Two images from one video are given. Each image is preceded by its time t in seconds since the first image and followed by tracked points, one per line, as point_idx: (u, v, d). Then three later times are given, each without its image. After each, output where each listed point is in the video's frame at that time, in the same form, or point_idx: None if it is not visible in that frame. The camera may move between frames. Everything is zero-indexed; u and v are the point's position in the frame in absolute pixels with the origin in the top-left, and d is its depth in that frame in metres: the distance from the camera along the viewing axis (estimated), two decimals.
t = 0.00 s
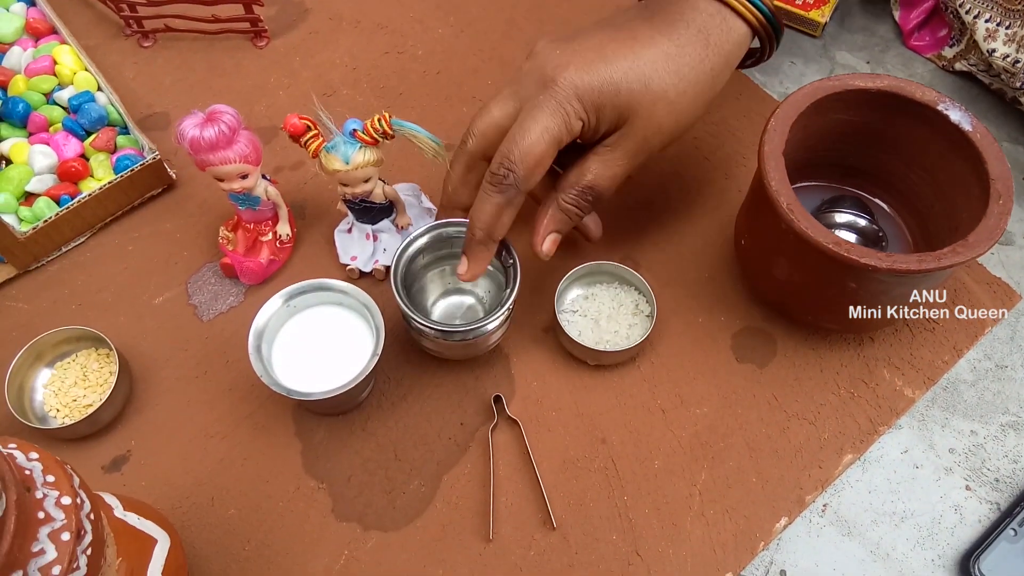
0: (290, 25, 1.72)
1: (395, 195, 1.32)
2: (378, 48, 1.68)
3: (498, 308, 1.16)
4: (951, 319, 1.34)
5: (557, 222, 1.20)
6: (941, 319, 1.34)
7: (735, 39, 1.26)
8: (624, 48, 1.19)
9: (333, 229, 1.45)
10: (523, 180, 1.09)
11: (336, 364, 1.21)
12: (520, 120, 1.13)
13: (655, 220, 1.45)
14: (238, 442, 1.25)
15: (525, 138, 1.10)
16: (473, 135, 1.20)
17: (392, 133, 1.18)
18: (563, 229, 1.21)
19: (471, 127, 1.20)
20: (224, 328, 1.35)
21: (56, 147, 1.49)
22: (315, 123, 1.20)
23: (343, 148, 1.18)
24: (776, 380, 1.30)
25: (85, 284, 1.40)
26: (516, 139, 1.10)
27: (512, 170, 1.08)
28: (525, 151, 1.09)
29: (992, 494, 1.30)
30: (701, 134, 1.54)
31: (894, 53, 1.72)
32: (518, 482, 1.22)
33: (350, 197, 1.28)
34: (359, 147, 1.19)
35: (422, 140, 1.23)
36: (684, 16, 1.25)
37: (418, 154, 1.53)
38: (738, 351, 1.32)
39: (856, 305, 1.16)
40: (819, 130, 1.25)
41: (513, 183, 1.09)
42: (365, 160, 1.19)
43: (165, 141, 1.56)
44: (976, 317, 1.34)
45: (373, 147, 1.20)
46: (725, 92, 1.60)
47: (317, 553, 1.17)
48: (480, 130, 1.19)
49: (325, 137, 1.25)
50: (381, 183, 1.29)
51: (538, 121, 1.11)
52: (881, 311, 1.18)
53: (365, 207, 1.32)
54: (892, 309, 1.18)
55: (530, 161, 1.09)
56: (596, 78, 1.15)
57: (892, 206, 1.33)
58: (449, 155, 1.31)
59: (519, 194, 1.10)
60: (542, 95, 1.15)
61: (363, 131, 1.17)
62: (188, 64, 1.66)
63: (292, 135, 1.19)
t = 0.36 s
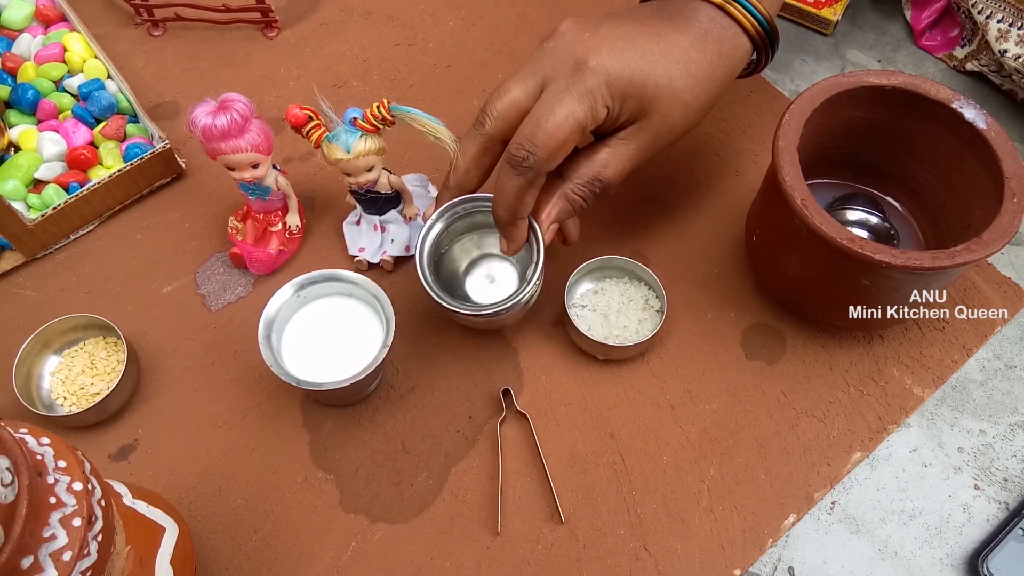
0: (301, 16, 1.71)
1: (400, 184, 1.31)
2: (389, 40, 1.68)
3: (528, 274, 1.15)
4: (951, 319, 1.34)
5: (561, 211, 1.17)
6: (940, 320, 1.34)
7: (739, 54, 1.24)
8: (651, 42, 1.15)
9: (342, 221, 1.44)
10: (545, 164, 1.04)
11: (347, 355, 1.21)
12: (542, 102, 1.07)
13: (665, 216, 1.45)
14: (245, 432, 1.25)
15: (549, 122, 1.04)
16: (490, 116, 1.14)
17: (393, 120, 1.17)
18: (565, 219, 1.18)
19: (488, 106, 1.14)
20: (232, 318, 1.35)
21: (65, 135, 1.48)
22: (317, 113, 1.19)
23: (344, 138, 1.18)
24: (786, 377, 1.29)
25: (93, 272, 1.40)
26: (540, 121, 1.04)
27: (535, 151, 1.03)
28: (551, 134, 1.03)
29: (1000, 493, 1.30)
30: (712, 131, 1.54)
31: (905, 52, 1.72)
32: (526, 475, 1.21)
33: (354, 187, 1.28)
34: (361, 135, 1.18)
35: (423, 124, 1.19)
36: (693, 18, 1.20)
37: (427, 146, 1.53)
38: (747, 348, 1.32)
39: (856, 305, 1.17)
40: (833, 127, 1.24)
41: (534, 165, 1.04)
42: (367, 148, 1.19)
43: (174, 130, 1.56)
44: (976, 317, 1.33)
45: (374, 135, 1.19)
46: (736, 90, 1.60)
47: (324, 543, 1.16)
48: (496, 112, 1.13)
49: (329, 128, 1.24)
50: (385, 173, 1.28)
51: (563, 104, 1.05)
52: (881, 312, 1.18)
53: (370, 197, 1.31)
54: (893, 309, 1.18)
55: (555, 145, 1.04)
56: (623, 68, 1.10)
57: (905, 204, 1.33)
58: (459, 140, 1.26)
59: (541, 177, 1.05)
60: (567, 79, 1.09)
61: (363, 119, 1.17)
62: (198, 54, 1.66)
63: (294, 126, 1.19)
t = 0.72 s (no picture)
0: (301, 25, 1.72)
1: (407, 196, 1.33)
2: (388, 48, 1.68)
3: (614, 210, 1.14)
4: (951, 318, 1.35)
5: (642, 153, 1.17)
6: (941, 318, 1.35)
7: None
8: None
9: (342, 228, 1.45)
10: (621, 92, 1.02)
11: (346, 362, 1.22)
12: (613, 30, 1.06)
13: (664, 223, 1.46)
14: (245, 439, 1.25)
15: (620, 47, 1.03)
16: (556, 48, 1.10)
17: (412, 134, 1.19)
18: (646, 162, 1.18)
19: (552, 38, 1.10)
20: (233, 326, 1.36)
21: (65, 143, 1.49)
22: (335, 121, 1.20)
23: (363, 148, 1.19)
24: (784, 383, 1.30)
25: (93, 280, 1.40)
26: (617, 47, 1.03)
27: (614, 79, 1.01)
28: (627, 57, 1.02)
29: (998, 499, 1.24)
30: (710, 138, 1.55)
31: (901, 60, 1.73)
32: (526, 482, 1.21)
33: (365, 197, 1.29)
34: (380, 147, 1.19)
35: (441, 141, 1.23)
36: None
37: (427, 154, 1.54)
38: (746, 354, 1.33)
39: (857, 305, 1.16)
40: (831, 134, 1.25)
41: (613, 93, 1.01)
42: (384, 160, 1.20)
43: (175, 138, 1.56)
44: (976, 317, 1.35)
45: (392, 147, 1.20)
46: (734, 97, 1.61)
47: (324, 550, 1.16)
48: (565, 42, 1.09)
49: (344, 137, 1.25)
50: (396, 184, 1.29)
51: (634, 32, 1.04)
52: (881, 312, 1.17)
53: (377, 207, 1.32)
54: (893, 309, 1.16)
55: (631, 71, 1.02)
56: None
57: (902, 211, 1.33)
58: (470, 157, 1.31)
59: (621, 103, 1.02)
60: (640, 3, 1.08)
61: (382, 132, 1.18)
62: (198, 62, 1.67)
63: (311, 132, 1.19)
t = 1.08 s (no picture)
0: (302, 29, 1.73)
1: (411, 200, 1.34)
2: (389, 52, 1.69)
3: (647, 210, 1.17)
4: (951, 319, 1.36)
5: (679, 146, 1.12)
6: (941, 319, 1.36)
7: None
8: None
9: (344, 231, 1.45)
10: (674, 94, 0.93)
11: (348, 364, 1.22)
12: (662, 18, 0.92)
13: (664, 225, 1.46)
14: (246, 441, 1.26)
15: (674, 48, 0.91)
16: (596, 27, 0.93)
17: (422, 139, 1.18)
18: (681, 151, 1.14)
19: (590, 14, 0.93)
20: (234, 328, 1.36)
21: (68, 147, 1.49)
22: (343, 123, 1.20)
23: (371, 151, 1.19)
24: (784, 385, 1.30)
25: (95, 283, 1.41)
26: (673, 45, 0.91)
27: (670, 83, 0.92)
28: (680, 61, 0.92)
29: (999, 501, 1.24)
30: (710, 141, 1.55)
31: (902, 62, 1.73)
32: (526, 484, 1.22)
33: (369, 199, 1.30)
34: (387, 151, 1.19)
35: (447, 145, 1.23)
36: None
37: (427, 157, 1.54)
38: (746, 356, 1.33)
39: (857, 305, 1.16)
40: (831, 136, 1.25)
41: (665, 98, 0.93)
42: (392, 164, 1.20)
43: (177, 141, 1.57)
44: (977, 317, 1.35)
45: (401, 151, 1.20)
46: (735, 99, 1.61)
47: (325, 553, 1.17)
48: (606, 22, 0.93)
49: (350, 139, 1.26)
50: (399, 188, 1.30)
51: (688, 26, 0.92)
52: (881, 312, 1.16)
53: (381, 210, 1.33)
54: (893, 309, 1.16)
55: (685, 72, 0.92)
56: None
57: (902, 212, 1.33)
58: (473, 158, 1.32)
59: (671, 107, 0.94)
60: None
61: (391, 136, 1.17)
62: (199, 66, 1.68)
63: (318, 135, 1.20)
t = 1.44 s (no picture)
0: (297, 30, 1.73)
1: (408, 202, 1.34)
2: (385, 54, 1.69)
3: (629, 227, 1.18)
4: (952, 318, 1.37)
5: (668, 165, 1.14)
6: (942, 318, 1.37)
7: None
8: None
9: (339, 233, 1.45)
10: (673, 131, 0.96)
11: (343, 367, 1.21)
12: (668, 54, 0.94)
13: (660, 228, 1.46)
14: (241, 443, 1.25)
15: (681, 83, 0.93)
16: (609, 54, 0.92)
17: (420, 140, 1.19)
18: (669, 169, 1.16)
19: (602, 41, 0.91)
20: (228, 330, 1.35)
21: (62, 147, 1.49)
22: (343, 125, 1.20)
23: (370, 153, 1.18)
24: (779, 388, 1.30)
25: (89, 284, 1.40)
26: (678, 84, 0.93)
27: (673, 121, 0.94)
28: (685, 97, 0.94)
29: (993, 503, 1.25)
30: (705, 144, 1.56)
31: (895, 66, 1.74)
32: (522, 486, 1.21)
33: (367, 201, 1.29)
34: (387, 153, 1.19)
35: (444, 147, 1.23)
36: None
37: (423, 159, 1.54)
38: (741, 358, 1.33)
39: (858, 305, 1.15)
40: (826, 140, 1.26)
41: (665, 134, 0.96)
42: (391, 166, 1.20)
43: (171, 142, 1.56)
44: (976, 317, 1.37)
45: (399, 153, 1.20)
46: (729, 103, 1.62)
47: (320, 556, 1.16)
48: (615, 52, 0.92)
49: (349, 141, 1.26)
50: (397, 191, 1.30)
51: (693, 65, 0.94)
52: (881, 312, 1.16)
53: (378, 212, 1.32)
54: (893, 309, 1.16)
55: (685, 111, 0.95)
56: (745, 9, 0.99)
57: (896, 216, 1.34)
58: (470, 161, 1.33)
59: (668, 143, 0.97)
60: (698, 22, 0.95)
61: (390, 138, 1.17)
62: (194, 67, 1.67)
63: (318, 136, 1.20)
